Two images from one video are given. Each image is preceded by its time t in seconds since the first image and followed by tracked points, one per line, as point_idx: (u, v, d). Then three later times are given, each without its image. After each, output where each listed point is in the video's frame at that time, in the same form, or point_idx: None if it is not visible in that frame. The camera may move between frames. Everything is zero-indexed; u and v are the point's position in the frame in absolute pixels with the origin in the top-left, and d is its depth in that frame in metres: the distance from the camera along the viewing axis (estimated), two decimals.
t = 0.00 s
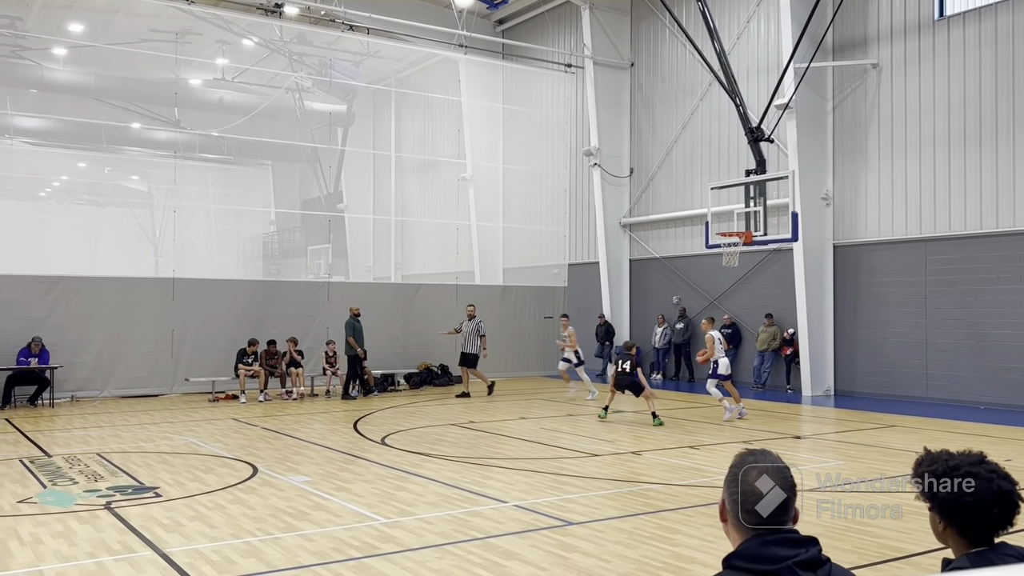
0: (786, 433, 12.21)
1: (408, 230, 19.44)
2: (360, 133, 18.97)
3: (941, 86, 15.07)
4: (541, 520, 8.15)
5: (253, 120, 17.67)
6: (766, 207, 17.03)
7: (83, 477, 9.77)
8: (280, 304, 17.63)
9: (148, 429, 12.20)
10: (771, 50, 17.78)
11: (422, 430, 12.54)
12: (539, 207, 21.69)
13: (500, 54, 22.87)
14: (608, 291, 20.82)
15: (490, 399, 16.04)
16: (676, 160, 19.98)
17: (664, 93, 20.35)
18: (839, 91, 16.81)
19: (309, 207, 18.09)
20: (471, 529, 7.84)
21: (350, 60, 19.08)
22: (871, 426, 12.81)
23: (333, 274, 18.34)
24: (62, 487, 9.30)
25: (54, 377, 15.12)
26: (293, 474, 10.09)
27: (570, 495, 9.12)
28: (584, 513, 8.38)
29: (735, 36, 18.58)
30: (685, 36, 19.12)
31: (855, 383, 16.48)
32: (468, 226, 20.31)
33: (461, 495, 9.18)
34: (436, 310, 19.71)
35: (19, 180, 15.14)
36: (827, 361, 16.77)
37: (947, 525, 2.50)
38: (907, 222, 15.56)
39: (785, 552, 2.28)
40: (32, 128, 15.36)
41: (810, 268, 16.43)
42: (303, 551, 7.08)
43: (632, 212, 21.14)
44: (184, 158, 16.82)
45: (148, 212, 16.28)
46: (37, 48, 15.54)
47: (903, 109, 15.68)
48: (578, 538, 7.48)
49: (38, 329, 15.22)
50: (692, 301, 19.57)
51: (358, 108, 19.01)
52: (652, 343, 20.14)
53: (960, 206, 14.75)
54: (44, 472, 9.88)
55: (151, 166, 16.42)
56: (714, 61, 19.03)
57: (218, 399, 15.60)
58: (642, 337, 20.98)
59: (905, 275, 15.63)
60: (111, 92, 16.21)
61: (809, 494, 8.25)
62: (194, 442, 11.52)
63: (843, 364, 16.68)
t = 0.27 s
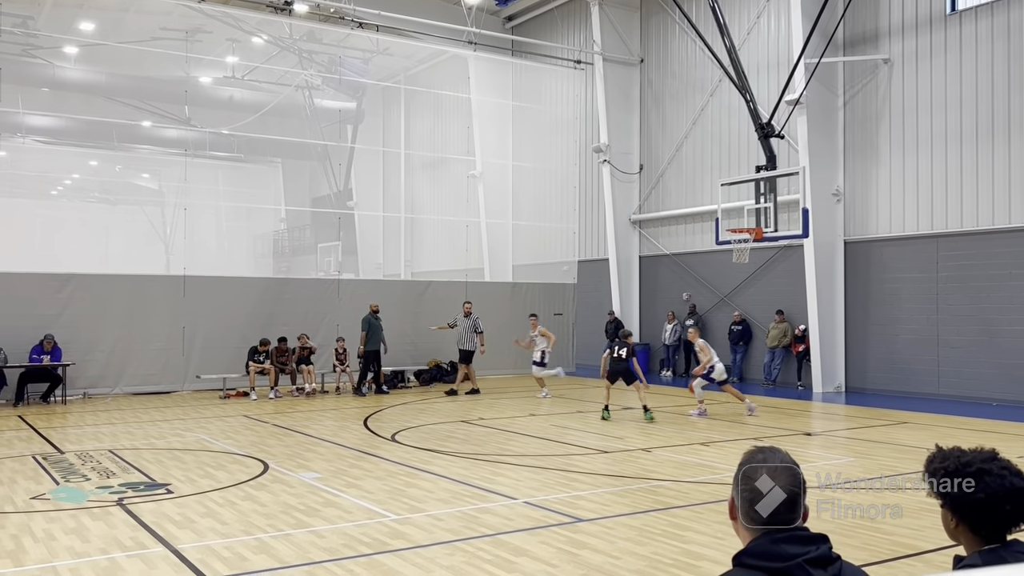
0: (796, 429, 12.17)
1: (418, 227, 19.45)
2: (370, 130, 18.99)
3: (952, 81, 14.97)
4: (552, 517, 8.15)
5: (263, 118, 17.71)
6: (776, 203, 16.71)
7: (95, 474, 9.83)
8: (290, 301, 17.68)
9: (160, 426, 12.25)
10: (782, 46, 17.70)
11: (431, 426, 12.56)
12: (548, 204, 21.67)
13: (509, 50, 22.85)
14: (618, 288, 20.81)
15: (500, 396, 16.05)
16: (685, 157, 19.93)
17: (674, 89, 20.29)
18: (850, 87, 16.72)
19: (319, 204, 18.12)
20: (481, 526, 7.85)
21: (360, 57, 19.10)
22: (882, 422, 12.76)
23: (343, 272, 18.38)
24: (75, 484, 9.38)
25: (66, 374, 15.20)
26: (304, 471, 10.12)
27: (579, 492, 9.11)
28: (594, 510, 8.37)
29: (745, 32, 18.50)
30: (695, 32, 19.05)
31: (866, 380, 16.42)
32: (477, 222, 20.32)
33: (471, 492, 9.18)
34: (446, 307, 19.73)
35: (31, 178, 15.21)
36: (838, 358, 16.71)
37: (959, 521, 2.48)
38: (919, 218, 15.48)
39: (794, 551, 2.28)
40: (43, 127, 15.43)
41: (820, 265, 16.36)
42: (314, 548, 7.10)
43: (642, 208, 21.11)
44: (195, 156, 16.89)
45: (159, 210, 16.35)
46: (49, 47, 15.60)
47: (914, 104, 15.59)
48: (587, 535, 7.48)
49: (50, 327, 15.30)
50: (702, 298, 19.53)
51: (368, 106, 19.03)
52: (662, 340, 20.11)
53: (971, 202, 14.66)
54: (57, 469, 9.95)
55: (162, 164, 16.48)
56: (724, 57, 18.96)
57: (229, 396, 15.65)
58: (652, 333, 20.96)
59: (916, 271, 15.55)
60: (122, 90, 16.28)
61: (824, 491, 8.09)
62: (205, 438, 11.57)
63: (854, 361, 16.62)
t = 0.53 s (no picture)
0: (812, 424, 12.12)
1: (432, 222, 19.49)
2: (384, 125, 19.02)
3: (971, 73, 14.81)
4: (566, 511, 8.15)
5: (278, 114, 17.75)
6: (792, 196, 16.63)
7: (114, 468, 9.92)
8: (305, 296, 17.74)
9: (177, 421, 12.34)
10: (797, 38, 17.58)
11: (446, 421, 12.59)
12: (562, 198, 21.62)
13: (523, 45, 22.81)
14: (633, 282, 20.79)
15: (514, 390, 16.06)
16: (700, 150, 19.84)
17: (688, 82, 20.21)
18: (866, 79, 16.58)
19: (333, 200, 18.17)
20: (496, 520, 7.87)
21: (374, 53, 19.11)
22: (899, 417, 12.68)
23: (358, 267, 18.42)
24: (94, 478, 9.48)
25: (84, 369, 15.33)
26: (320, 465, 10.17)
27: (594, 486, 9.11)
28: (609, 504, 8.37)
29: (761, 25, 18.37)
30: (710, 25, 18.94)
31: (882, 374, 16.31)
32: (491, 217, 20.32)
33: (486, 486, 9.20)
34: (461, 301, 19.75)
35: (49, 174, 15.33)
36: (854, 352, 16.61)
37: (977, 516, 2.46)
38: (936, 211, 15.35)
39: (811, 544, 2.27)
40: (60, 124, 15.54)
41: (836, 259, 16.26)
42: (330, 541, 7.14)
43: (656, 202, 21.04)
44: (210, 152, 16.96)
45: (175, 205, 16.44)
46: (65, 44, 15.70)
47: (932, 96, 15.44)
48: (602, 529, 7.48)
49: (68, 322, 15.43)
50: (717, 292, 19.46)
51: (382, 101, 19.04)
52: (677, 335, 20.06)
53: (990, 195, 14.51)
54: (76, 463, 10.05)
55: (177, 160, 16.56)
56: (739, 49, 18.84)
57: (245, 390, 15.74)
58: (667, 328, 20.91)
59: (933, 264, 15.43)
60: (138, 87, 16.36)
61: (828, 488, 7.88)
62: (222, 433, 11.64)
63: (870, 355, 16.52)
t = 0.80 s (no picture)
0: (837, 416, 12.01)
1: (454, 214, 19.52)
2: (406, 118, 19.05)
3: (1000, 60, 14.56)
4: (589, 503, 8.15)
5: (301, 107, 17.83)
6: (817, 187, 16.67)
7: (142, 459, 10.05)
8: (328, 288, 17.83)
9: (203, 412, 12.46)
10: (822, 26, 17.38)
11: (469, 412, 12.62)
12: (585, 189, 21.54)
13: (545, 36, 22.75)
14: (656, 273, 20.71)
15: (536, 382, 16.07)
16: (724, 141, 19.70)
17: (712, 72, 20.07)
18: (893, 67, 16.36)
19: (356, 192, 18.24)
20: (520, 511, 7.88)
21: (396, 45, 19.14)
22: (926, 409, 12.53)
23: (381, 259, 18.49)
24: (122, 469, 9.60)
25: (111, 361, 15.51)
26: (344, 456, 10.24)
27: (618, 478, 9.09)
28: (633, 496, 8.36)
29: (785, 13, 18.17)
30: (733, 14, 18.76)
31: (909, 366, 16.13)
32: (513, 209, 20.30)
33: (509, 478, 9.21)
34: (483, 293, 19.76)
35: (77, 168, 15.50)
36: (880, 344, 16.45)
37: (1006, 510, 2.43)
38: (964, 201, 15.13)
39: (838, 537, 2.24)
40: (87, 118, 15.70)
41: (862, 249, 16.09)
42: (354, 532, 7.19)
43: (679, 193, 20.92)
44: (234, 146, 17.07)
45: (199, 198, 16.57)
46: (91, 39, 15.87)
47: (960, 84, 15.21)
48: (626, 520, 7.47)
49: (95, 315, 15.61)
50: (741, 283, 19.34)
51: (404, 93, 19.07)
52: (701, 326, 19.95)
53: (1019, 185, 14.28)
54: (105, 454, 10.19)
55: (202, 153, 16.69)
56: (763, 38, 18.66)
57: (270, 382, 15.86)
58: (690, 320, 20.81)
59: (962, 255, 15.22)
60: (163, 81, 16.49)
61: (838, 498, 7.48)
62: (248, 424, 11.74)
63: (897, 347, 16.34)
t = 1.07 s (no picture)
0: (882, 403, 11.80)
1: (491, 200, 19.51)
2: (443, 105, 19.07)
3: None
4: (629, 490, 8.10)
5: (339, 95, 17.93)
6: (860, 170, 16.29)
7: (186, 443, 10.21)
8: (367, 274, 17.94)
9: (245, 398, 12.63)
10: (866, 6, 17.03)
11: (508, 399, 12.62)
12: (623, 175, 21.36)
13: (582, 21, 22.60)
14: (695, 258, 20.53)
15: (574, 369, 16.04)
16: (765, 125, 19.42)
17: (752, 55, 19.79)
18: (939, 48, 15.97)
19: (394, 179, 18.31)
20: (559, 497, 7.86)
21: (432, 32, 19.15)
22: (974, 396, 12.26)
23: (419, 246, 18.56)
24: (167, 453, 9.77)
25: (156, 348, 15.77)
26: (384, 441, 10.30)
27: (658, 465, 9.03)
28: (673, 483, 8.29)
29: None
30: None
31: (956, 353, 15.79)
32: (550, 195, 20.22)
33: (548, 464, 9.20)
34: (521, 280, 19.73)
35: (121, 158, 15.75)
36: (926, 330, 16.13)
37: None
38: (1015, 184, 14.75)
39: (887, 527, 2.16)
40: (130, 108, 15.93)
41: (907, 234, 15.76)
42: (394, 517, 7.23)
43: (719, 177, 20.70)
44: (273, 134, 17.22)
45: (240, 186, 16.75)
46: (133, 30, 16.09)
47: (1010, 64, 14.81)
48: (666, 508, 7.41)
49: (140, 302, 15.88)
50: (781, 269, 19.10)
51: (441, 80, 19.08)
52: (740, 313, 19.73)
53: None
54: (150, 438, 10.37)
55: (242, 142, 16.86)
56: (805, 20, 18.33)
57: (311, 368, 16.03)
58: (730, 306, 20.59)
59: (1011, 240, 14.85)
60: (203, 70, 16.66)
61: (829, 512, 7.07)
62: (289, 410, 11.87)
63: (943, 334, 16.00)
